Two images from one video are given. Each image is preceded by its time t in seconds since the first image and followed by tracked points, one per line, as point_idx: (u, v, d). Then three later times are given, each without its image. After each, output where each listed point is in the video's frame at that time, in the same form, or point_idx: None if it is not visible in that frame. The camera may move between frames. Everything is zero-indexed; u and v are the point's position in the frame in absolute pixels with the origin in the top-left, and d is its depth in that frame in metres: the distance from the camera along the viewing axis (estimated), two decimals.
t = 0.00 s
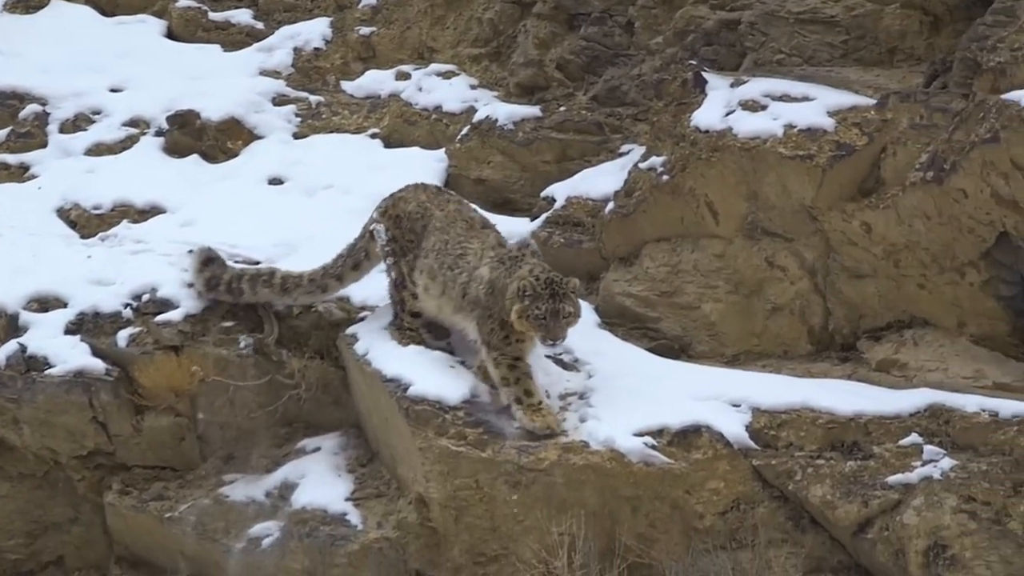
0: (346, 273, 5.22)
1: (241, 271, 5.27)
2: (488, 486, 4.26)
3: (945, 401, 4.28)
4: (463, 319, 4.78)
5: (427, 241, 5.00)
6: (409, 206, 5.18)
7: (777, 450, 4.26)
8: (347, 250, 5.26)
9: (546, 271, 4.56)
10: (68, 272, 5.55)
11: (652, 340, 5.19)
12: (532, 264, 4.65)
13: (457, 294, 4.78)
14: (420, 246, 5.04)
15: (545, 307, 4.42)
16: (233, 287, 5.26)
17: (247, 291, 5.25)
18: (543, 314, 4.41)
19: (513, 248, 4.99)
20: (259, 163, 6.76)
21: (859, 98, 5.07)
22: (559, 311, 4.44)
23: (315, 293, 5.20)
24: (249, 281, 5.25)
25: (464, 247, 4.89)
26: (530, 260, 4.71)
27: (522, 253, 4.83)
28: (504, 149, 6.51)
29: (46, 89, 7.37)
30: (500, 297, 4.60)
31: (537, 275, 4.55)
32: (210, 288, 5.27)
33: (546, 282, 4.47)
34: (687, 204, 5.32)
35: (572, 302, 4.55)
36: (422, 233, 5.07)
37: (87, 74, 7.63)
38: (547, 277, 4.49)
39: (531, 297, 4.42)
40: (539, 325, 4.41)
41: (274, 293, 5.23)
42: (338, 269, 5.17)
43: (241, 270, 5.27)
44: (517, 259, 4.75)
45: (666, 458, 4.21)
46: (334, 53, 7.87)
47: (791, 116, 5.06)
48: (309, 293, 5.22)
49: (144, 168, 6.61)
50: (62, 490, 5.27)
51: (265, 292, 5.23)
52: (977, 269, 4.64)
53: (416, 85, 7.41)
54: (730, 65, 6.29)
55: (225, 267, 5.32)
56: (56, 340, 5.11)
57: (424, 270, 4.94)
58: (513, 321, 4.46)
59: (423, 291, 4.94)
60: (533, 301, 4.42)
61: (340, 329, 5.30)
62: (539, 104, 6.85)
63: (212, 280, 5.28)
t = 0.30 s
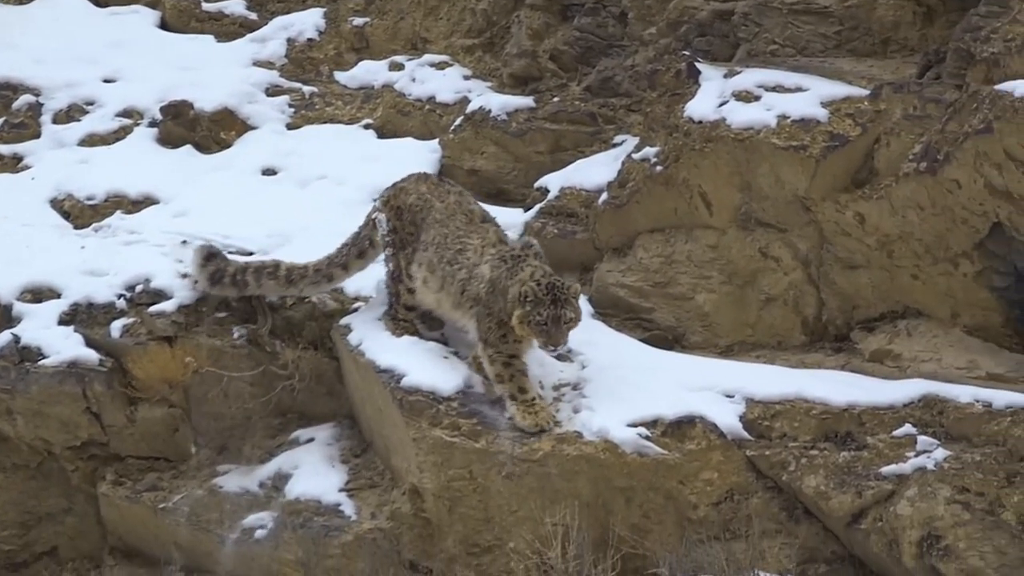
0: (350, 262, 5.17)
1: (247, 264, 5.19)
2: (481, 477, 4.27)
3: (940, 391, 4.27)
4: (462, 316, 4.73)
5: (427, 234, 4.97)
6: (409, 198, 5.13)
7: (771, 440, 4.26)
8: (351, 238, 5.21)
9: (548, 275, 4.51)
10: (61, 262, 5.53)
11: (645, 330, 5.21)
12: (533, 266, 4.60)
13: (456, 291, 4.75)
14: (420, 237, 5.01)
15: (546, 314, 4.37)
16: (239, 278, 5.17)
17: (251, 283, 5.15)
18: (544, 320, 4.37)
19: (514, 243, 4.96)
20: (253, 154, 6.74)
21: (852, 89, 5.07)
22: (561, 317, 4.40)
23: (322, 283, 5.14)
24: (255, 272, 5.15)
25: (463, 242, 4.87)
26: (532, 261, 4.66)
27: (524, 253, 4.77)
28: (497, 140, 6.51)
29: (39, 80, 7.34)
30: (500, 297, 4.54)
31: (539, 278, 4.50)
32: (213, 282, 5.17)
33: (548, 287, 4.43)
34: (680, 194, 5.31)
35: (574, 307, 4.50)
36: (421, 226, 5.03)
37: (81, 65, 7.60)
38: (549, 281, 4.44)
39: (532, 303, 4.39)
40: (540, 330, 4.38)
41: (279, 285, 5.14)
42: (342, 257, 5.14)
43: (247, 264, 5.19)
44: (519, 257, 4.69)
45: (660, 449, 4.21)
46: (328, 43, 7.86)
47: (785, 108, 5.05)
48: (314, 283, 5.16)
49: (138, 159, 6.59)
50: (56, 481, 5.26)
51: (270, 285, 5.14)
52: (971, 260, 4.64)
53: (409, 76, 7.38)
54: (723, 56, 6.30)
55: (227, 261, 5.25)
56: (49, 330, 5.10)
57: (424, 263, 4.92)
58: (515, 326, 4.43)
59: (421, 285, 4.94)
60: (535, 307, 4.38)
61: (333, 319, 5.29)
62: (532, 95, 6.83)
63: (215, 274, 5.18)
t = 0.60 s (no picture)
0: (357, 250, 5.09)
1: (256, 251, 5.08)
2: (477, 462, 4.28)
3: (935, 376, 4.27)
4: (466, 303, 4.66)
5: (433, 223, 4.91)
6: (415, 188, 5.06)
7: (766, 426, 4.28)
8: (360, 227, 5.12)
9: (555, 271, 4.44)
10: (57, 248, 5.52)
11: (641, 316, 5.19)
12: (540, 258, 4.54)
13: (462, 278, 4.68)
14: (424, 226, 4.95)
15: (548, 310, 4.30)
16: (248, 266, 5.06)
17: (260, 270, 5.05)
18: (547, 316, 4.30)
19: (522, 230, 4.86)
20: (249, 139, 6.73)
21: (848, 75, 5.06)
22: (563, 314, 4.32)
23: (330, 271, 5.06)
24: (264, 259, 5.05)
25: (470, 231, 4.80)
26: (540, 253, 4.60)
27: (533, 243, 4.70)
28: (493, 125, 6.49)
29: (35, 66, 7.32)
30: (504, 287, 4.48)
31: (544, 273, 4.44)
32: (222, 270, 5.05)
33: (551, 283, 4.35)
34: (676, 179, 5.31)
35: (579, 303, 4.42)
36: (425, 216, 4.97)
37: (76, 50, 7.57)
38: (553, 278, 4.37)
39: (535, 299, 4.32)
40: (540, 326, 4.32)
41: (289, 272, 5.05)
42: (350, 245, 5.05)
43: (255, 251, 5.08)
44: (529, 249, 4.62)
45: (656, 434, 4.22)
46: (323, 29, 7.82)
47: (781, 94, 5.04)
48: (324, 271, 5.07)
49: (134, 144, 6.57)
50: (51, 466, 5.26)
51: (280, 272, 5.04)
52: (966, 246, 4.64)
53: (404, 62, 7.34)
54: (719, 42, 6.33)
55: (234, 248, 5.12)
56: (45, 316, 5.09)
57: (428, 250, 4.86)
58: (518, 319, 4.37)
59: (426, 271, 4.86)
60: (537, 303, 4.32)
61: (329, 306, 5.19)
62: (527, 81, 6.81)
63: (223, 262, 5.05)
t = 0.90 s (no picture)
0: (362, 242, 5.06)
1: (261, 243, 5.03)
2: (472, 452, 4.28)
3: (930, 366, 4.27)
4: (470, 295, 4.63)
5: (437, 215, 4.90)
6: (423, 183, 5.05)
7: (761, 416, 4.28)
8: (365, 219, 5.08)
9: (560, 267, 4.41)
10: (52, 238, 5.50)
11: (635, 307, 5.23)
12: (547, 253, 4.52)
13: (466, 270, 4.66)
14: (427, 218, 4.95)
15: (551, 306, 4.28)
16: (253, 257, 5.00)
17: (265, 262, 4.99)
18: (548, 312, 4.28)
19: (527, 224, 4.86)
20: (244, 129, 6.71)
21: (843, 65, 5.07)
22: (565, 310, 4.30)
23: (335, 262, 5.02)
24: (270, 251, 5.01)
25: (475, 223, 4.78)
26: (546, 247, 4.57)
27: (539, 235, 4.69)
28: (487, 115, 6.47)
29: (29, 56, 7.30)
30: (508, 281, 4.46)
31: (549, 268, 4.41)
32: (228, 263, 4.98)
33: (554, 278, 4.33)
34: (670, 169, 5.31)
35: (582, 298, 4.40)
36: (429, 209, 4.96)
37: (71, 40, 7.54)
38: (557, 274, 4.34)
39: (537, 294, 4.30)
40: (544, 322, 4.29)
41: (294, 264, 5.00)
42: (355, 237, 5.03)
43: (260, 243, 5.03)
44: (535, 242, 4.60)
45: (650, 424, 4.22)
46: (317, 19, 7.81)
47: (775, 84, 5.05)
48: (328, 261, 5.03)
49: (129, 134, 6.55)
50: (46, 456, 5.25)
51: (285, 264, 4.99)
52: (960, 236, 4.63)
53: (399, 51, 7.32)
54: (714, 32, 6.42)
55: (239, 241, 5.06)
56: (39, 306, 5.07)
57: (432, 242, 4.85)
58: (519, 313, 4.36)
59: (430, 262, 4.84)
60: (540, 299, 4.30)
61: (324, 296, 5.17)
62: (522, 71, 6.78)
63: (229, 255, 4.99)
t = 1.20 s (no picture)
0: (369, 232, 4.98)
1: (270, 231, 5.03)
2: (464, 442, 4.28)
3: (922, 355, 4.28)
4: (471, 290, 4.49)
5: (447, 210, 4.79)
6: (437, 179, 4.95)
7: (753, 405, 4.28)
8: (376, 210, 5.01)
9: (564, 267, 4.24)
10: (44, 227, 5.48)
11: (628, 296, 5.19)
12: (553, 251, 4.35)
13: (472, 265, 4.51)
14: (436, 214, 4.83)
15: (554, 307, 4.12)
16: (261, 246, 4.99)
17: (273, 249, 4.98)
18: (552, 313, 4.11)
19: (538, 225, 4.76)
20: (236, 118, 6.70)
21: (835, 55, 5.08)
22: (569, 311, 4.13)
23: (342, 251, 4.98)
24: (278, 238, 4.99)
25: (484, 220, 4.66)
26: (551, 246, 4.42)
27: (548, 234, 4.55)
28: (479, 104, 6.46)
29: (21, 45, 7.26)
30: (512, 279, 4.31)
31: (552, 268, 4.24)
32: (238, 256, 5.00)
33: (558, 278, 4.15)
34: (663, 159, 5.31)
35: (586, 299, 4.22)
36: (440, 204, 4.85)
37: (63, 29, 7.50)
38: (560, 273, 4.16)
39: (540, 295, 4.14)
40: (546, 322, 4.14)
41: (301, 251, 4.97)
42: (362, 227, 4.95)
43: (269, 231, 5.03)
44: (540, 239, 4.44)
45: (642, 414, 4.22)
46: (310, 8, 7.76)
47: (767, 73, 5.05)
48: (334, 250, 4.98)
49: (122, 123, 6.52)
50: (38, 445, 5.24)
51: (293, 251, 4.96)
52: (953, 225, 4.63)
53: (391, 41, 7.30)
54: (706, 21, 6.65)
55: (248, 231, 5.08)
56: (31, 296, 5.06)
57: (440, 235, 4.72)
58: (524, 312, 4.23)
59: (436, 255, 4.71)
60: (542, 300, 4.14)
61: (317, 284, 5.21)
62: (514, 60, 6.75)
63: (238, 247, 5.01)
